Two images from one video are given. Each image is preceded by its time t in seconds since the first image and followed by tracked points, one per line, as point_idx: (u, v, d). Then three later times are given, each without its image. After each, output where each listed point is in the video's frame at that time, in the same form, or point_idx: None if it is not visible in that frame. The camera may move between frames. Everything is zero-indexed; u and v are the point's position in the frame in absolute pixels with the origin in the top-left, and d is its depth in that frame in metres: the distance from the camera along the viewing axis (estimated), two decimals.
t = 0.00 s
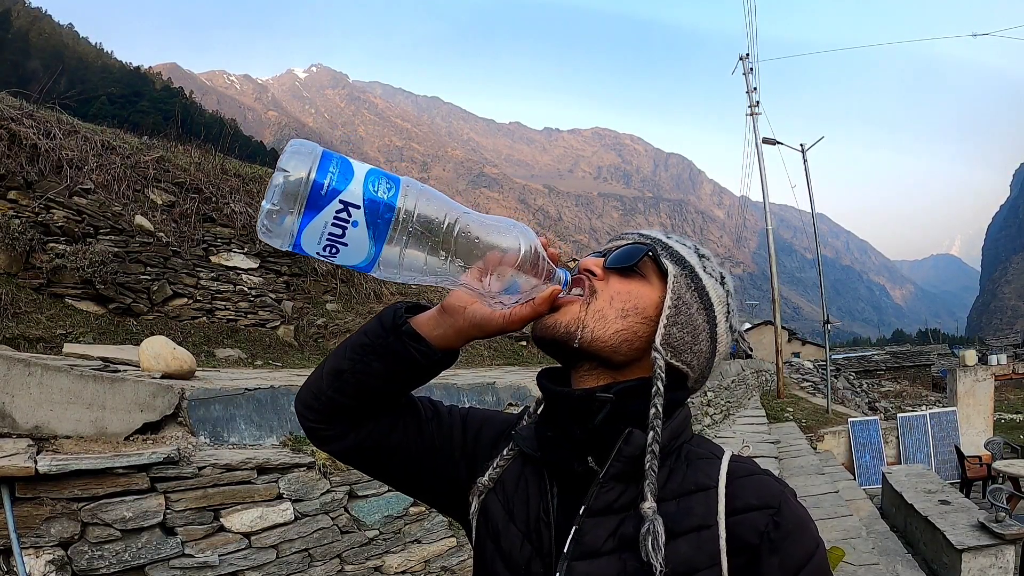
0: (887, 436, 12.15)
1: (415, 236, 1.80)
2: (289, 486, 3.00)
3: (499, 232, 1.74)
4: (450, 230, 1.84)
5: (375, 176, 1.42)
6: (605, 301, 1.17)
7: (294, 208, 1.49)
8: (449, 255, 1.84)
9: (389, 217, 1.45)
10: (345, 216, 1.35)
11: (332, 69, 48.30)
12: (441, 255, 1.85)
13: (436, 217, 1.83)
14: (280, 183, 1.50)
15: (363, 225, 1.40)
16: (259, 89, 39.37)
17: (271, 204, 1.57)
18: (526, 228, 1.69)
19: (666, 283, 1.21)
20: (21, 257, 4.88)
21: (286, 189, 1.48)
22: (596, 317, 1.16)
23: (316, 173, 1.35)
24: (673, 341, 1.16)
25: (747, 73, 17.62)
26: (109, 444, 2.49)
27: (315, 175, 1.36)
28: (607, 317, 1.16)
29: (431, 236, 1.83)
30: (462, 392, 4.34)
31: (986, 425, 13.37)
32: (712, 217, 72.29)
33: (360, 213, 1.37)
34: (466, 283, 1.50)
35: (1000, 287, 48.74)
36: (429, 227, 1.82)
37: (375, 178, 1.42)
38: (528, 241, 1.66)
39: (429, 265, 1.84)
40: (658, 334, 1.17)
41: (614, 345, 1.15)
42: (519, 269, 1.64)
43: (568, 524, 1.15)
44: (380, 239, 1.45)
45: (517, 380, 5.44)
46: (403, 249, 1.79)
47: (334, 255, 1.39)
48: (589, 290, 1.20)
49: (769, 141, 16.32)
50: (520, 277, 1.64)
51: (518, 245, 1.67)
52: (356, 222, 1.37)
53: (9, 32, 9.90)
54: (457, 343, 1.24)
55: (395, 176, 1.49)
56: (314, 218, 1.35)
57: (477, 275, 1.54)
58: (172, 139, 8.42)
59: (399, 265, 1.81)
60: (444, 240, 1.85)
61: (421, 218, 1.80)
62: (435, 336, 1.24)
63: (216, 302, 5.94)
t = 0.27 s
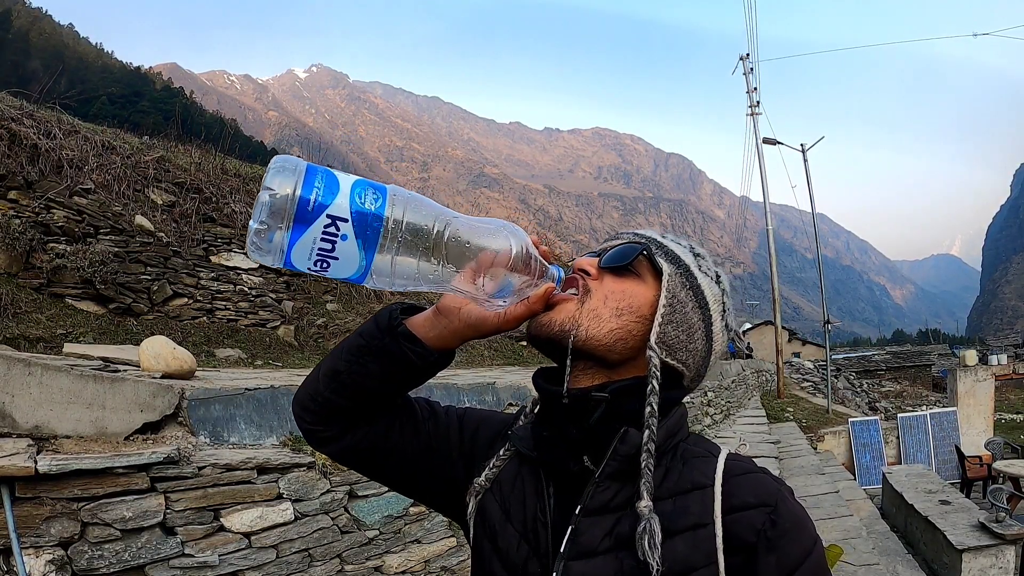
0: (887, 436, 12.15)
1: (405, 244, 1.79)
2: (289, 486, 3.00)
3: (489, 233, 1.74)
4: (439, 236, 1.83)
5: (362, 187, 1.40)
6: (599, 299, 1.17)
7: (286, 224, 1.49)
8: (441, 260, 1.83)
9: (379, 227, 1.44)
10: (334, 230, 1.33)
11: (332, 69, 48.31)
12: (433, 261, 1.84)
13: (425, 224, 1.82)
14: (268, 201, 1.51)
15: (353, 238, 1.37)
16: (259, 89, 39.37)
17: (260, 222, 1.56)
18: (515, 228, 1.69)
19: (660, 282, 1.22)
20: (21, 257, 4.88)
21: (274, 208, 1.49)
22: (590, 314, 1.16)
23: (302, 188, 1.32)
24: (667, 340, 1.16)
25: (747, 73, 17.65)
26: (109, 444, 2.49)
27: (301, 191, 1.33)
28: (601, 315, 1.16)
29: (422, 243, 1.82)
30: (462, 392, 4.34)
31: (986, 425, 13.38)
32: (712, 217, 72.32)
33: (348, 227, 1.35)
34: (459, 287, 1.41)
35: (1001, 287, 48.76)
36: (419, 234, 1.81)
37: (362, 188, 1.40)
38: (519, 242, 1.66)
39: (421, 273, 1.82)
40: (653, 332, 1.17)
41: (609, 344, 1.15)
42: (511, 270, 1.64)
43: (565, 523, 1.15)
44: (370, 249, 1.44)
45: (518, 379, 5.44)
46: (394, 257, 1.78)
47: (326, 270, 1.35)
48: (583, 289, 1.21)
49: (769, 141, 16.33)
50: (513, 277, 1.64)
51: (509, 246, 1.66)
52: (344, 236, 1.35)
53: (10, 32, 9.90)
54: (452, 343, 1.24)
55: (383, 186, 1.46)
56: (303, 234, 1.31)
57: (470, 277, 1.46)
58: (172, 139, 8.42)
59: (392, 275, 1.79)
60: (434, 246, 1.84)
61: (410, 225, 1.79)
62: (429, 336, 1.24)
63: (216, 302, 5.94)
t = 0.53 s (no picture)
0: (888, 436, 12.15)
1: (399, 249, 1.77)
2: (289, 486, 3.00)
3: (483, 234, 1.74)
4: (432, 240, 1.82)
5: (352, 196, 1.39)
6: (593, 298, 1.17)
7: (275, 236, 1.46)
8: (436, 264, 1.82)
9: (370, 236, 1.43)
10: (325, 240, 1.32)
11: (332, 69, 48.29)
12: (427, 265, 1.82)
13: (417, 229, 1.80)
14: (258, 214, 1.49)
15: (345, 247, 1.37)
16: (259, 89, 39.36)
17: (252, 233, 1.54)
18: (508, 227, 1.70)
19: (656, 281, 1.21)
20: (22, 256, 4.88)
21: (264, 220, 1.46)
22: (583, 314, 1.15)
23: (291, 200, 1.28)
24: (662, 339, 1.16)
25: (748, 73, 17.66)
26: (109, 444, 2.49)
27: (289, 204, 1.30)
28: (596, 314, 1.15)
29: (415, 248, 1.80)
30: (462, 392, 4.33)
31: (987, 425, 13.37)
32: (712, 217, 72.31)
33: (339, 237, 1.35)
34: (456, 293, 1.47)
35: (1001, 288, 48.70)
36: (411, 239, 1.79)
37: (351, 197, 1.39)
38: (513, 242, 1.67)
39: (415, 277, 1.79)
40: (648, 331, 1.16)
41: (604, 343, 1.15)
42: (506, 269, 1.65)
43: (562, 522, 1.15)
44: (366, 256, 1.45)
45: (518, 380, 5.44)
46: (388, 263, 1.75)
47: (320, 280, 1.35)
48: (577, 288, 1.20)
49: (770, 142, 16.34)
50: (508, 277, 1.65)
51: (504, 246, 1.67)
52: (336, 245, 1.35)
53: (10, 32, 9.90)
54: (448, 344, 1.24)
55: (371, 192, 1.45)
56: (294, 246, 1.29)
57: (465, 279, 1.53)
58: (173, 139, 8.42)
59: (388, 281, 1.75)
60: (427, 251, 1.83)
61: (403, 230, 1.76)
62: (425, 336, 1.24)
63: (216, 302, 5.94)
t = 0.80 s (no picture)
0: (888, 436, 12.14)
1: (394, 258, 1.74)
2: (289, 485, 3.00)
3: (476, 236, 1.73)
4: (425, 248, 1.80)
5: (341, 211, 1.36)
6: (587, 297, 1.17)
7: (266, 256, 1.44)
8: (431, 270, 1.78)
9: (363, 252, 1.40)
10: (320, 256, 1.30)
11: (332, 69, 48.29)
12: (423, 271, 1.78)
13: (410, 238, 1.78)
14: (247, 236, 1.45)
15: (339, 263, 1.33)
16: (259, 89, 39.36)
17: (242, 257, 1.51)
18: (500, 228, 1.69)
19: (650, 280, 1.22)
20: (22, 256, 4.88)
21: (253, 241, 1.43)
22: (577, 313, 1.16)
23: (281, 218, 1.29)
24: (659, 337, 1.16)
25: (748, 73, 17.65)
26: (109, 444, 2.49)
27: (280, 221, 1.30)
28: (590, 314, 1.16)
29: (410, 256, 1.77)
30: (462, 392, 4.33)
31: (987, 425, 13.37)
32: (713, 217, 72.29)
33: (333, 251, 1.32)
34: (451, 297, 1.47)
35: (1002, 288, 48.68)
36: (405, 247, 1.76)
37: (339, 210, 1.36)
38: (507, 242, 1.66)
39: (411, 285, 1.76)
40: (644, 329, 1.16)
41: (599, 342, 1.15)
42: (501, 268, 1.65)
43: (560, 522, 1.15)
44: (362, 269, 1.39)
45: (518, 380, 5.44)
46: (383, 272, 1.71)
47: (316, 297, 1.33)
48: (571, 288, 1.21)
49: (770, 141, 16.33)
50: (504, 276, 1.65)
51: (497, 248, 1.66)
52: (330, 262, 1.32)
53: (10, 32, 9.90)
54: (444, 344, 1.24)
55: (360, 204, 1.42)
56: (288, 265, 1.29)
57: (458, 278, 1.53)
58: (173, 139, 8.42)
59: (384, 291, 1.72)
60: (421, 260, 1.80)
61: (395, 240, 1.74)
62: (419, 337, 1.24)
63: (216, 302, 5.94)
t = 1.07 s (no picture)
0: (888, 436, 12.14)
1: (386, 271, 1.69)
2: (289, 485, 3.00)
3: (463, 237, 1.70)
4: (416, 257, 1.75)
5: (327, 231, 1.37)
6: (581, 297, 1.17)
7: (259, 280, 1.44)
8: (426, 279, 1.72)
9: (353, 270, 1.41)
10: (314, 280, 1.32)
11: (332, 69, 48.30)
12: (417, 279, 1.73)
13: (399, 251, 1.73)
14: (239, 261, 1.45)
15: (332, 284, 1.35)
16: (259, 90, 39.37)
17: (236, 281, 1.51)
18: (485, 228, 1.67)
19: (644, 279, 1.21)
20: (22, 256, 4.88)
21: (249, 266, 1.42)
22: (571, 313, 1.15)
23: (268, 245, 1.28)
24: (653, 336, 1.15)
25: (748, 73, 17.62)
26: (109, 443, 2.49)
27: (268, 248, 1.30)
28: (585, 313, 1.16)
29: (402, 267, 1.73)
30: (463, 392, 4.33)
31: (987, 425, 13.36)
32: (713, 217, 72.30)
33: (327, 274, 1.33)
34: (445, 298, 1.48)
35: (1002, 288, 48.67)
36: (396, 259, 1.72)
37: (325, 231, 1.37)
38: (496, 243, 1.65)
39: (406, 295, 1.71)
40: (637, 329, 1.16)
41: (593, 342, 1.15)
42: (491, 266, 1.66)
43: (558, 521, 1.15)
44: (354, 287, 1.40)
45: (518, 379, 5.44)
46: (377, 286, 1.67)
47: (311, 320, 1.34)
48: (565, 286, 1.20)
49: (770, 141, 16.33)
50: (495, 276, 1.66)
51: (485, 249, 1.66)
52: (323, 285, 1.33)
53: (11, 32, 9.90)
54: (441, 345, 1.25)
55: (346, 221, 1.43)
56: (282, 290, 1.28)
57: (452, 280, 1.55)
58: (173, 139, 8.42)
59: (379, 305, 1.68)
60: (413, 270, 1.74)
61: (384, 254, 1.69)
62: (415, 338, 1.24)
63: (216, 302, 5.95)
